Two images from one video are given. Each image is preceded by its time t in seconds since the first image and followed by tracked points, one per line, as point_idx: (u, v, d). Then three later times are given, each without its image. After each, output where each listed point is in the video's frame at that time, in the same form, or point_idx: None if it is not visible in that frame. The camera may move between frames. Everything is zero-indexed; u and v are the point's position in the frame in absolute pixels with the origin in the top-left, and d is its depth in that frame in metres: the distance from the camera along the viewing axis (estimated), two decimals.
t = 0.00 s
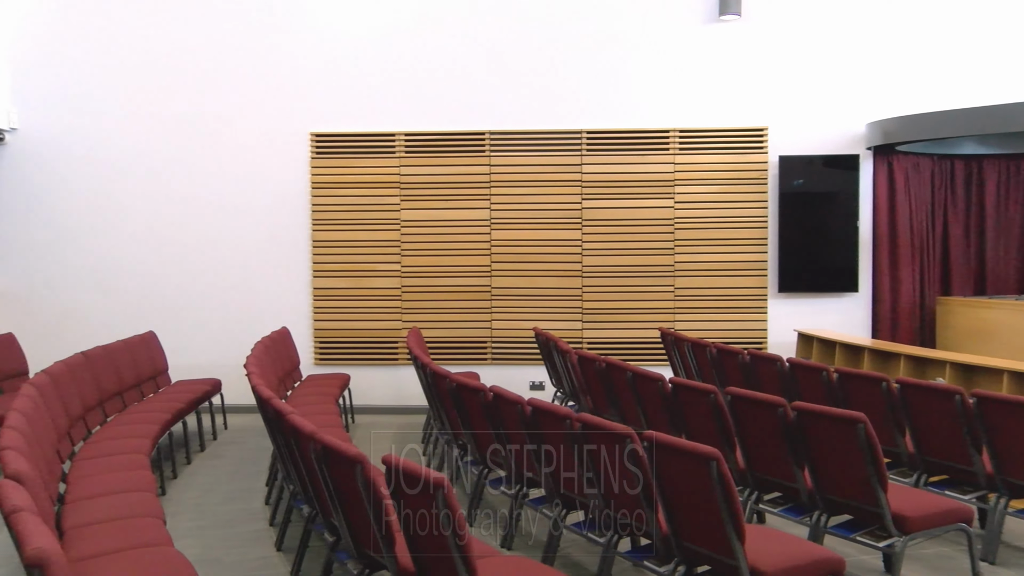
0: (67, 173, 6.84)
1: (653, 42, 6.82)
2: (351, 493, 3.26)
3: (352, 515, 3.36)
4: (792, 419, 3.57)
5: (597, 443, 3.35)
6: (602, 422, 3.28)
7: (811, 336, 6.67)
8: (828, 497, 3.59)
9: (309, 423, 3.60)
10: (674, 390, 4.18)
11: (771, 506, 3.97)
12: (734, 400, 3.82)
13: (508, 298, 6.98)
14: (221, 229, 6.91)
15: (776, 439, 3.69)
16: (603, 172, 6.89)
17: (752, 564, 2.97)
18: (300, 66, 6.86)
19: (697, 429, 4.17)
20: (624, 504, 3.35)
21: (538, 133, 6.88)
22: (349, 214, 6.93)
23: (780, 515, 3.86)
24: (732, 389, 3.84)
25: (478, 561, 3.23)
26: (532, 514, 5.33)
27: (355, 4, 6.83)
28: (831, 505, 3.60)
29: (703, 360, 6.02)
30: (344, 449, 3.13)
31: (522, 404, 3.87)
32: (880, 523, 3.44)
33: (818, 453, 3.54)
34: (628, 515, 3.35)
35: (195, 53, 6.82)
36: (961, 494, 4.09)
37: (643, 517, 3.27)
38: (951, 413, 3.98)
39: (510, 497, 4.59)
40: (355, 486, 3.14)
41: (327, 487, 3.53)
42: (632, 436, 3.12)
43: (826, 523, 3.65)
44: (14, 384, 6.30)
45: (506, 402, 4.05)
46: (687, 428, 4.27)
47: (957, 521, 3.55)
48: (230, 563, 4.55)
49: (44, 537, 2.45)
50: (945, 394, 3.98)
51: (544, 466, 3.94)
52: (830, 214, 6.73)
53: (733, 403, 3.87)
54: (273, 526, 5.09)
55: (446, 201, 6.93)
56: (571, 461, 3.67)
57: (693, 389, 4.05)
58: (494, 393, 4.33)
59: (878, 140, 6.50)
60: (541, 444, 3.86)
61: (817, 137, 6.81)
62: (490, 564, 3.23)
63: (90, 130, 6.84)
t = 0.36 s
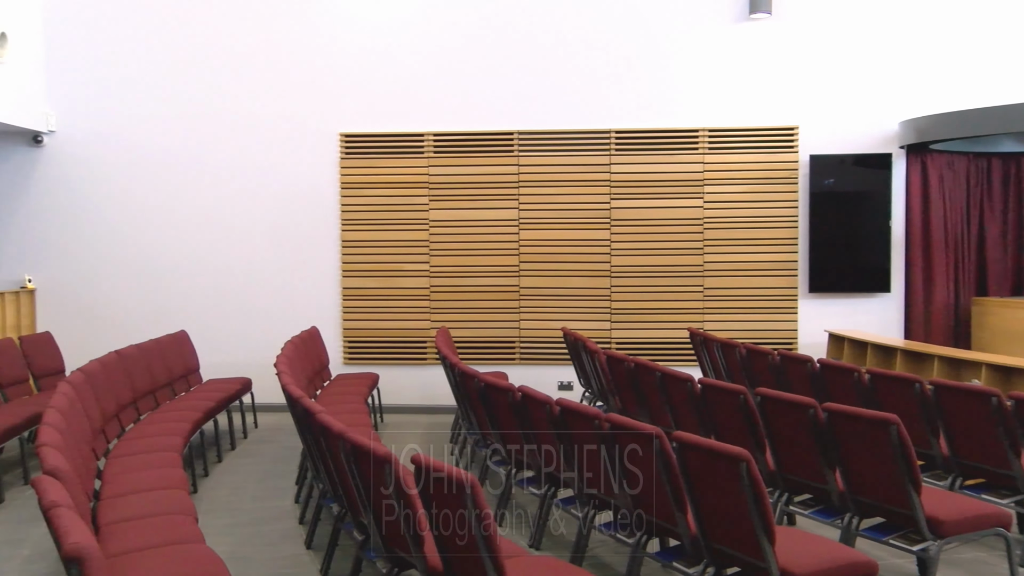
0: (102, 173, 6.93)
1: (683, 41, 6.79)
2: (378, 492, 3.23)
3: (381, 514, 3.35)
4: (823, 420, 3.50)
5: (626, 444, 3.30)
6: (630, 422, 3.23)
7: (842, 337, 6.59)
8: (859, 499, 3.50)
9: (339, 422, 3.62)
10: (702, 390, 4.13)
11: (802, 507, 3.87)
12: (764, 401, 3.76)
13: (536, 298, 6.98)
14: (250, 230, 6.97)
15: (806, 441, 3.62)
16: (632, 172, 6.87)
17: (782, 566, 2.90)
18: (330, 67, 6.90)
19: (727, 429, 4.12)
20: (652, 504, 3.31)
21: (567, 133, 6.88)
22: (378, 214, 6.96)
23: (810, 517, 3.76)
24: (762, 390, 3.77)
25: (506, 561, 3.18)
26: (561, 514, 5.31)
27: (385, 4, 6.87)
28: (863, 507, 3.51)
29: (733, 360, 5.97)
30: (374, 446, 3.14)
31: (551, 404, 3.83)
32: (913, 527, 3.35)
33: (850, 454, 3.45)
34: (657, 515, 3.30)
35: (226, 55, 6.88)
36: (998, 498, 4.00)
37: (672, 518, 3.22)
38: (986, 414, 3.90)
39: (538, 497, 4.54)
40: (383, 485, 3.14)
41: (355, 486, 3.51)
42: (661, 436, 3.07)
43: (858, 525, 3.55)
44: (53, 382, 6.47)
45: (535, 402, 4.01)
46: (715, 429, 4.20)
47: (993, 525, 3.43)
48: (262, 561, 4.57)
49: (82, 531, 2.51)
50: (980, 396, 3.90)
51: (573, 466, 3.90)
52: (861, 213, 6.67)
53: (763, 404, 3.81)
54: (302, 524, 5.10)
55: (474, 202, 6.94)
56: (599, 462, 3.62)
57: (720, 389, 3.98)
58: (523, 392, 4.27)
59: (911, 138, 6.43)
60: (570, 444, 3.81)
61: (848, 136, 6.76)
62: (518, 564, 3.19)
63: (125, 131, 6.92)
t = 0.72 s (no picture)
0: (138, 175, 7.03)
1: (717, 39, 6.75)
2: (411, 490, 3.23)
3: (414, 513, 3.36)
4: (859, 422, 3.44)
5: (658, 445, 3.27)
6: (663, 423, 3.19)
7: (878, 337, 6.49)
8: (896, 503, 3.41)
9: (371, 422, 3.63)
10: (736, 391, 4.09)
11: (837, 510, 3.77)
12: (798, 402, 3.70)
13: (568, 298, 6.97)
14: (283, 231, 7.03)
15: (841, 443, 3.55)
16: (664, 171, 6.85)
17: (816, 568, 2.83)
18: (364, 68, 6.95)
19: (760, 431, 4.07)
20: (685, 505, 3.27)
21: (599, 132, 6.87)
22: (410, 214, 6.99)
23: (845, 520, 3.65)
24: (796, 390, 3.72)
25: (538, 561, 3.15)
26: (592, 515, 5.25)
27: (418, 5, 6.90)
28: (900, 511, 3.42)
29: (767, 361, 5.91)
30: (404, 446, 3.14)
31: (583, 404, 3.79)
32: (952, 532, 3.25)
33: (887, 457, 3.37)
34: (690, 515, 3.26)
35: (262, 56, 6.95)
36: None
37: (705, 519, 3.17)
38: None
39: (569, 497, 4.50)
40: (416, 484, 3.14)
41: (389, 485, 3.53)
42: (695, 437, 3.03)
43: (895, 529, 3.45)
44: (92, 380, 6.60)
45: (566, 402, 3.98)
46: (751, 430, 4.17)
47: None
48: (297, 558, 4.61)
49: (122, 528, 2.54)
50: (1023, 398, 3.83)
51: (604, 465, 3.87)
52: (898, 213, 6.60)
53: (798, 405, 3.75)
54: (335, 522, 5.13)
55: (506, 202, 6.95)
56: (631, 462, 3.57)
57: (755, 391, 3.96)
58: (554, 393, 4.24)
59: (950, 136, 6.33)
60: (602, 444, 3.78)
61: (885, 134, 6.69)
62: (549, 564, 3.16)
63: (162, 133, 7.02)
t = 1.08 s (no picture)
0: (170, 176, 7.10)
1: (748, 38, 6.71)
2: (442, 490, 3.23)
3: (444, 513, 3.35)
4: (893, 424, 3.38)
5: (689, 445, 3.24)
6: (692, 423, 3.16)
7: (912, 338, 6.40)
8: (931, 506, 3.35)
9: (401, 422, 3.63)
10: (767, 392, 4.04)
11: (870, 513, 3.72)
12: (830, 404, 3.65)
13: (597, 298, 6.96)
14: (314, 231, 7.09)
15: (875, 444, 3.50)
16: (694, 171, 6.82)
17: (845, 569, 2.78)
18: (394, 69, 6.98)
19: (791, 433, 4.02)
20: (715, 506, 3.24)
21: (629, 132, 6.85)
22: (440, 214, 7.01)
23: (879, 523, 3.61)
24: (828, 392, 3.67)
25: (567, 560, 3.13)
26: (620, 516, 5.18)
27: (448, 6, 6.92)
28: (935, 514, 3.35)
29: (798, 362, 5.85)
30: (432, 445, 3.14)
31: (612, 404, 3.77)
32: (990, 537, 3.18)
33: (922, 459, 3.31)
34: (720, 517, 3.23)
35: (293, 57, 7.01)
36: None
37: (735, 521, 3.14)
38: None
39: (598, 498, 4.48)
40: (444, 484, 3.14)
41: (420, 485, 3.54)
42: (725, 437, 3.00)
43: (931, 533, 3.39)
44: (125, 379, 6.68)
45: (594, 402, 3.96)
46: (780, 429, 4.12)
47: None
48: (325, 556, 4.62)
49: (153, 523, 2.57)
50: None
51: (633, 466, 3.85)
52: (933, 212, 6.52)
53: (830, 407, 3.70)
54: (365, 521, 5.14)
55: (535, 202, 6.95)
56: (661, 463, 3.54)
57: (786, 392, 3.91)
58: (584, 392, 4.20)
59: (988, 134, 6.24)
60: (632, 444, 3.75)
61: (919, 133, 6.61)
62: (578, 564, 3.13)
63: (195, 135, 7.10)
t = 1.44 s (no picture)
0: (202, 176, 7.18)
1: (780, 36, 6.67)
2: (472, 488, 3.23)
3: (474, 513, 3.34)
4: (927, 425, 3.32)
5: (719, 446, 3.21)
6: (721, 423, 3.13)
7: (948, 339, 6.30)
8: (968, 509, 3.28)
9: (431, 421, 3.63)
10: (798, 393, 3.99)
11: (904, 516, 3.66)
12: (862, 405, 3.60)
13: (627, 298, 6.94)
14: (342, 230, 7.13)
15: (910, 446, 3.44)
16: (725, 170, 6.77)
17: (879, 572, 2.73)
18: (424, 69, 7.01)
19: (823, 434, 3.96)
20: (745, 507, 3.20)
21: (659, 132, 6.83)
22: (469, 214, 7.03)
23: (914, 527, 3.54)
24: (861, 393, 3.61)
25: (597, 561, 3.11)
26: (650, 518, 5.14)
27: (478, 7, 6.93)
28: (972, 518, 3.29)
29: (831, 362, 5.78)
30: (463, 445, 3.13)
31: (642, 404, 3.75)
32: None
33: (959, 461, 3.24)
34: (750, 518, 3.19)
35: (324, 58, 7.06)
36: None
37: (766, 522, 3.10)
38: None
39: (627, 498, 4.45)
40: (475, 483, 3.13)
41: (449, 485, 3.54)
42: (755, 438, 2.96)
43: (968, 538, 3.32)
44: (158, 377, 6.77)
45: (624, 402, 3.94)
46: (813, 431, 4.07)
47: None
48: (352, 555, 4.63)
49: (189, 521, 2.59)
50: None
51: (663, 466, 3.81)
52: (969, 211, 6.43)
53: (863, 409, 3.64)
54: (392, 520, 5.14)
55: (564, 202, 6.95)
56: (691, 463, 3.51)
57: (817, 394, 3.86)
58: (613, 392, 4.17)
59: None
60: (662, 444, 3.72)
61: (955, 131, 6.53)
62: (609, 564, 3.11)
63: (227, 137, 7.17)
